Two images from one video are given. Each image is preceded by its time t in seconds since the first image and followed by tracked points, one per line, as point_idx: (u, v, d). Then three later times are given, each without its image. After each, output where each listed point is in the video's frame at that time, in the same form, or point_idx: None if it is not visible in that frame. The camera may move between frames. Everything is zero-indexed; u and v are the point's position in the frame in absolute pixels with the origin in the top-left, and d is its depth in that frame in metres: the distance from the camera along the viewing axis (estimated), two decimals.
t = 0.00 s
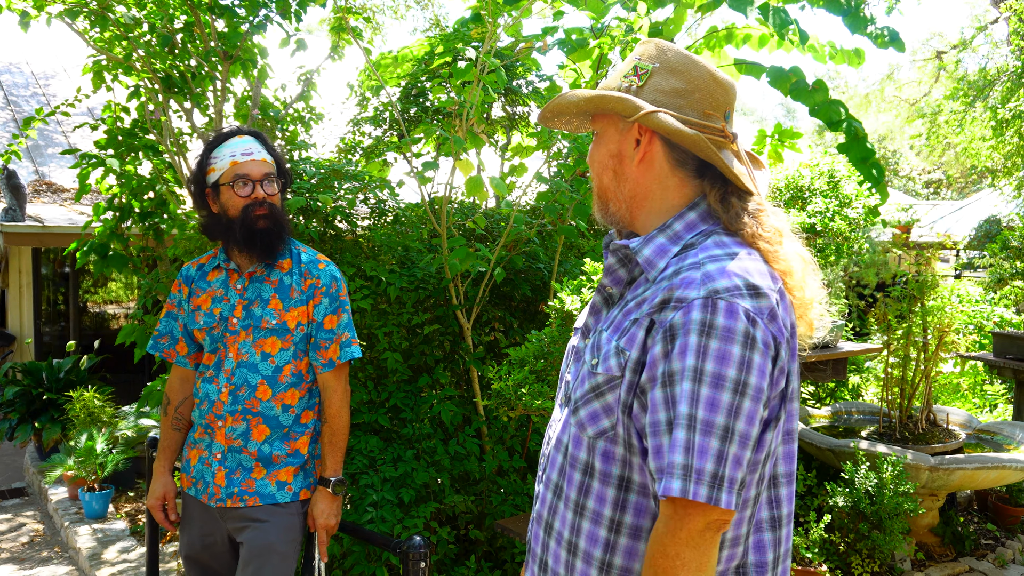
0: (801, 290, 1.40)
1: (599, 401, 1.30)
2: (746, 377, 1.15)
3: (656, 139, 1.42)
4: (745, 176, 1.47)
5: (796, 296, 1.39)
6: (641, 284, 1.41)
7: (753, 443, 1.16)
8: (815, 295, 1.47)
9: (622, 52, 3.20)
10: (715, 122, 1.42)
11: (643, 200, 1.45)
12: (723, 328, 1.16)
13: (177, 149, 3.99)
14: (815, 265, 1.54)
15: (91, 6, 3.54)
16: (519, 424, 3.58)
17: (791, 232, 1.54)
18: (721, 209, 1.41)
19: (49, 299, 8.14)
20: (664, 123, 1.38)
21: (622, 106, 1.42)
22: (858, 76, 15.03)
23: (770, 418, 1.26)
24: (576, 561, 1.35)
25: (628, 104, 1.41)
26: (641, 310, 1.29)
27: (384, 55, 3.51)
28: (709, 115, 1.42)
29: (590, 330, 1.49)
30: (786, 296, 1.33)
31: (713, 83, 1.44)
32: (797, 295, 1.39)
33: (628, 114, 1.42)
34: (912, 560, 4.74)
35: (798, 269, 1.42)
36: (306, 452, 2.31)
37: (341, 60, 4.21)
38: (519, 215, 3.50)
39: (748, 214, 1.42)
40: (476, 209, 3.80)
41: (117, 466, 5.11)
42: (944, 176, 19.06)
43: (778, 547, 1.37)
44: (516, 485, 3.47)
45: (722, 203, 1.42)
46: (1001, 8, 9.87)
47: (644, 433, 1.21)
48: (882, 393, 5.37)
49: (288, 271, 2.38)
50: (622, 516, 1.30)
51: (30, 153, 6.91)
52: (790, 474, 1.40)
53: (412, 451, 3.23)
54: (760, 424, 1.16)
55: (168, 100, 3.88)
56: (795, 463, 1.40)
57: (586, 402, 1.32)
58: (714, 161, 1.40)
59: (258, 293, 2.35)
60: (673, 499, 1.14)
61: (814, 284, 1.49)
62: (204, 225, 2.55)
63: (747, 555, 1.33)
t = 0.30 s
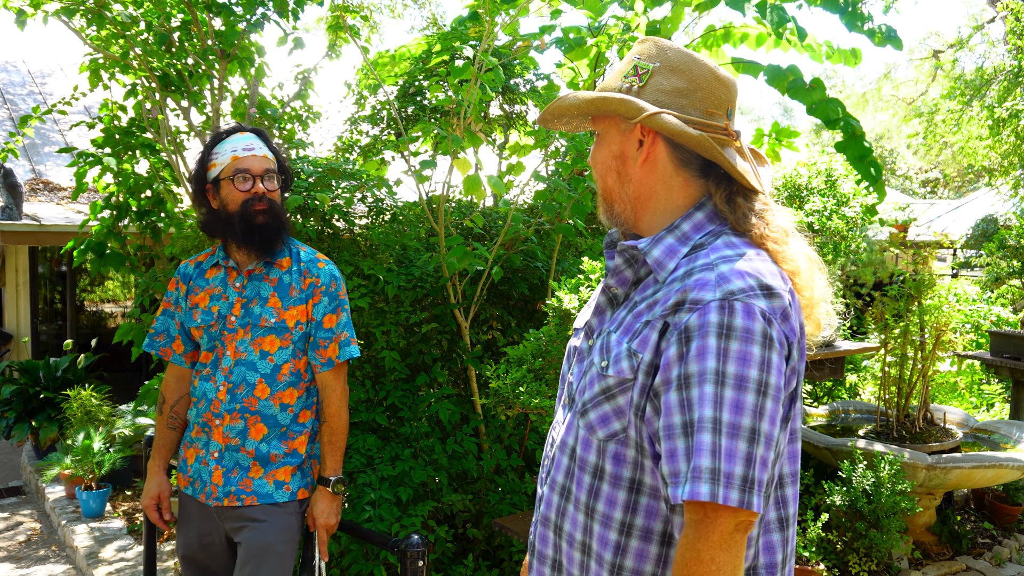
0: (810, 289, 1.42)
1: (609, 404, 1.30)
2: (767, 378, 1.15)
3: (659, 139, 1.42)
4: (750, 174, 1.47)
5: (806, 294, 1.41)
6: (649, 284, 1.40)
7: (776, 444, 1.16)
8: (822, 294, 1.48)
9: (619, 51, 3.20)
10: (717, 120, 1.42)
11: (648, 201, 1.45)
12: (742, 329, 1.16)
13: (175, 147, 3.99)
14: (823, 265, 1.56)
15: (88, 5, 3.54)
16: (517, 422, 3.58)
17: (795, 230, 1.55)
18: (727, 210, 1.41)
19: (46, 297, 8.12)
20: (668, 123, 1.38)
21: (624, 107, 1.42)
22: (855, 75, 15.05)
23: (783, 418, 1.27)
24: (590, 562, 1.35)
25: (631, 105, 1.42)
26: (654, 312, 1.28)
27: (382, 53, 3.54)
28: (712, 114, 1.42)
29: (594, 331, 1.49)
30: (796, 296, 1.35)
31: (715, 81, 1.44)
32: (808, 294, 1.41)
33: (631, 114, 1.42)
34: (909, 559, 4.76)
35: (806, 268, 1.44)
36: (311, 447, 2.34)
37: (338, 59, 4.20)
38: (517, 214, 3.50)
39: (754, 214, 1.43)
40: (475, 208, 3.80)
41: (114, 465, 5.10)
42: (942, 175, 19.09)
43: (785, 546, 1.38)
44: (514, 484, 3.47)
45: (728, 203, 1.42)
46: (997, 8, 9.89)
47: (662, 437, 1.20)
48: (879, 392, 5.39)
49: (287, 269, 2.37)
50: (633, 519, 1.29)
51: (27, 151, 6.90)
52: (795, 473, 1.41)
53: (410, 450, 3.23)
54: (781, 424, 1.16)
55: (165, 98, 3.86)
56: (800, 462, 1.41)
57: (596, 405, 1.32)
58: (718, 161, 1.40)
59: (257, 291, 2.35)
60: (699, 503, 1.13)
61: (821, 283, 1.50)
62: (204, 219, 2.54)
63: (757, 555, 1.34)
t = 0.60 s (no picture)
0: (815, 291, 1.42)
1: (612, 405, 1.30)
2: (770, 381, 1.16)
3: (666, 141, 1.42)
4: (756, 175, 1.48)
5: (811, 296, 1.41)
6: (653, 285, 1.40)
7: (778, 447, 1.16)
8: (827, 297, 1.49)
9: (619, 51, 3.20)
10: (725, 122, 1.43)
11: (654, 203, 1.45)
12: (747, 331, 1.16)
13: (174, 147, 3.99)
14: (826, 268, 1.56)
15: (88, 4, 3.54)
16: (517, 423, 3.58)
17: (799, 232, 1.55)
18: (733, 212, 1.41)
19: (45, 297, 8.12)
20: (676, 124, 1.38)
21: (632, 108, 1.42)
22: (854, 75, 15.06)
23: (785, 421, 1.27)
24: (585, 566, 1.36)
25: (639, 106, 1.41)
26: (659, 313, 1.29)
27: (381, 53, 3.57)
28: (719, 115, 1.43)
29: (596, 332, 1.48)
30: (801, 298, 1.35)
31: (722, 83, 1.45)
32: (813, 296, 1.42)
33: (639, 115, 1.42)
34: (908, 560, 4.76)
35: (811, 269, 1.44)
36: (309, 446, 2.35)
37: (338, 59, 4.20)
38: (516, 214, 3.50)
39: (761, 215, 1.43)
40: (473, 208, 3.80)
41: (113, 465, 5.10)
42: (940, 176, 19.11)
43: (783, 549, 1.37)
44: (513, 484, 3.48)
45: (733, 205, 1.42)
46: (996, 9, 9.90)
47: (666, 438, 1.20)
48: (877, 393, 5.39)
49: (288, 271, 2.37)
50: (634, 521, 1.30)
51: (26, 151, 6.89)
52: (794, 477, 1.41)
53: (409, 450, 3.23)
54: (783, 427, 1.17)
55: (164, 98, 3.85)
56: (800, 465, 1.41)
57: (599, 406, 1.32)
58: (726, 163, 1.41)
59: (257, 293, 2.35)
60: (701, 504, 1.14)
61: (825, 285, 1.50)
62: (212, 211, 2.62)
63: (755, 559, 1.34)
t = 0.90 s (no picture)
0: (812, 289, 1.43)
1: (608, 402, 1.30)
2: (765, 379, 1.16)
3: (664, 140, 1.43)
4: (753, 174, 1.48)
5: (807, 295, 1.42)
6: (649, 283, 1.40)
7: (772, 445, 1.16)
8: (824, 298, 1.49)
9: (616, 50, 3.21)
10: (722, 121, 1.43)
11: (651, 203, 1.46)
12: (742, 329, 1.17)
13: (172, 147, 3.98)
14: (823, 266, 1.56)
15: (85, 4, 3.54)
16: (514, 422, 3.58)
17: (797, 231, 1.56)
18: (729, 211, 1.42)
19: (42, 298, 8.11)
20: (675, 123, 1.38)
21: (629, 107, 1.42)
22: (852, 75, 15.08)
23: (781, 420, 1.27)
24: (576, 564, 1.36)
25: (637, 106, 1.41)
26: (655, 310, 1.29)
27: (378, 52, 3.52)
28: (716, 115, 1.43)
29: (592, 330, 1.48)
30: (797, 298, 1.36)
31: (718, 82, 1.45)
32: (810, 295, 1.43)
33: (637, 115, 1.42)
34: (905, 558, 4.77)
35: (808, 268, 1.45)
36: (304, 450, 2.34)
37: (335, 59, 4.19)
38: (513, 213, 3.50)
39: (757, 214, 1.44)
40: (471, 208, 3.80)
41: (110, 465, 5.10)
42: (938, 175, 19.13)
43: (777, 547, 1.38)
44: (511, 483, 3.48)
45: (729, 204, 1.42)
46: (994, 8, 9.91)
47: (661, 435, 1.20)
48: (875, 392, 5.40)
49: (279, 277, 2.33)
50: (629, 519, 1.30)
51: (23, 151, 6.89)
52: (789, 475, 1.41)
53: (406, 450, 3.22)
54: (777, 425, 1.17)
55: (161, 98, 3.84)
56: (795, 464, 1.40)
57: (594, 403, 1.32)
58: (723, 162, 1.41)
59: (250, 295, 2.32)
60: (694, 501, 1.14)
61: (822, 285, 1.51)
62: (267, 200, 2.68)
63: (749, 557, 1.34)
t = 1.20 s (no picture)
0: (807, 289, 1.43)
1: (603, 401, 1.30)
2: (761, 377, 1.16)
3: (662, 140, 1.43)
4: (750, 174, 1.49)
5: (802, 295, 1.43)
6: (644, 281, 1.40)
7: (768, 443, 1.16)
8: (818, 300, 1.49)
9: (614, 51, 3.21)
10: (720, 122, 1.43)
11: (647, 203, 1.45)
12: (738, 327, 1.17)
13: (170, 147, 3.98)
14: (819, 268, 1.56)
15: (82, 4, 3.54)
16: (512, 422, 3.58)
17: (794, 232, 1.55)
18: (725, 209, 1.43)
19: (41, 297, 8.11)
20: (676, 124, 1.39)
21: (630, 107, 1.42)
22: (851, 74, 15.12)
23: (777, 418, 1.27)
24: (573, 563, 1.36)
25: (638, 106, 1.41)
26: (650, 309, 1.29)
27: (378, 52, 3.46)
28: (714, 115, 1.43)
29: (586, 329, 1.48)
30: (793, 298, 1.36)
31: (717, 83, 1.45)
32: (806, 294, 1.43)
33: (637, 114, 1.42)
34: (903, 557, 4.78)
35: (804, 269, 1.45)
36: (300, 452, 2.33)
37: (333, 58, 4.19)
38: (512, 213, 3.50)
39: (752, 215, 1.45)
40: (469, 208, 3.80)
41: (109, 465, 5.09)
42: (936, 175, 19.13)
43: (773, 545, 1.38)
44: (510, 483, 3.48)
45: (726, 203, 1.43)
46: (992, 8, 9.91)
47: (657, 434, 1.20)
48: (874, 391, 5.41)
49: (277, 279, 2.32)
50: (625, 518, 1.30)
51: (22, 151, 6.88)
52: (784, 473, 1.41)
53: (404, 450, 3.22)
54: (774, 424, 1.17)
55: (159, 98, 3.83)
56: (789, 462, 1.41)
57: (590, 402, 1.32)
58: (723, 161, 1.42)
59: (246, 296, 2.33)
60: (691, 500, 1.14)
61: (818, 286, 1.51)
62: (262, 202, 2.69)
63: (745, 554, 1.34)
